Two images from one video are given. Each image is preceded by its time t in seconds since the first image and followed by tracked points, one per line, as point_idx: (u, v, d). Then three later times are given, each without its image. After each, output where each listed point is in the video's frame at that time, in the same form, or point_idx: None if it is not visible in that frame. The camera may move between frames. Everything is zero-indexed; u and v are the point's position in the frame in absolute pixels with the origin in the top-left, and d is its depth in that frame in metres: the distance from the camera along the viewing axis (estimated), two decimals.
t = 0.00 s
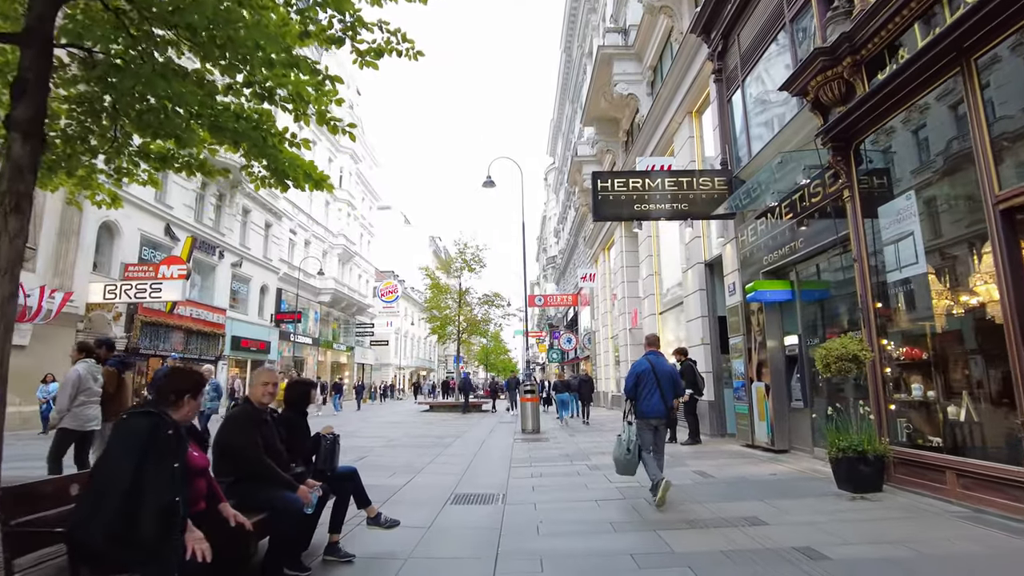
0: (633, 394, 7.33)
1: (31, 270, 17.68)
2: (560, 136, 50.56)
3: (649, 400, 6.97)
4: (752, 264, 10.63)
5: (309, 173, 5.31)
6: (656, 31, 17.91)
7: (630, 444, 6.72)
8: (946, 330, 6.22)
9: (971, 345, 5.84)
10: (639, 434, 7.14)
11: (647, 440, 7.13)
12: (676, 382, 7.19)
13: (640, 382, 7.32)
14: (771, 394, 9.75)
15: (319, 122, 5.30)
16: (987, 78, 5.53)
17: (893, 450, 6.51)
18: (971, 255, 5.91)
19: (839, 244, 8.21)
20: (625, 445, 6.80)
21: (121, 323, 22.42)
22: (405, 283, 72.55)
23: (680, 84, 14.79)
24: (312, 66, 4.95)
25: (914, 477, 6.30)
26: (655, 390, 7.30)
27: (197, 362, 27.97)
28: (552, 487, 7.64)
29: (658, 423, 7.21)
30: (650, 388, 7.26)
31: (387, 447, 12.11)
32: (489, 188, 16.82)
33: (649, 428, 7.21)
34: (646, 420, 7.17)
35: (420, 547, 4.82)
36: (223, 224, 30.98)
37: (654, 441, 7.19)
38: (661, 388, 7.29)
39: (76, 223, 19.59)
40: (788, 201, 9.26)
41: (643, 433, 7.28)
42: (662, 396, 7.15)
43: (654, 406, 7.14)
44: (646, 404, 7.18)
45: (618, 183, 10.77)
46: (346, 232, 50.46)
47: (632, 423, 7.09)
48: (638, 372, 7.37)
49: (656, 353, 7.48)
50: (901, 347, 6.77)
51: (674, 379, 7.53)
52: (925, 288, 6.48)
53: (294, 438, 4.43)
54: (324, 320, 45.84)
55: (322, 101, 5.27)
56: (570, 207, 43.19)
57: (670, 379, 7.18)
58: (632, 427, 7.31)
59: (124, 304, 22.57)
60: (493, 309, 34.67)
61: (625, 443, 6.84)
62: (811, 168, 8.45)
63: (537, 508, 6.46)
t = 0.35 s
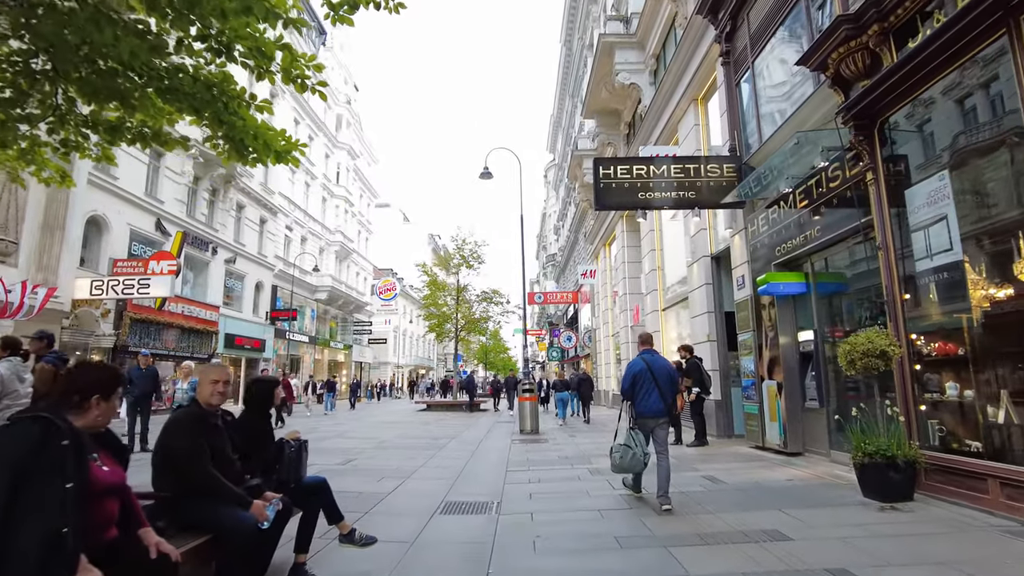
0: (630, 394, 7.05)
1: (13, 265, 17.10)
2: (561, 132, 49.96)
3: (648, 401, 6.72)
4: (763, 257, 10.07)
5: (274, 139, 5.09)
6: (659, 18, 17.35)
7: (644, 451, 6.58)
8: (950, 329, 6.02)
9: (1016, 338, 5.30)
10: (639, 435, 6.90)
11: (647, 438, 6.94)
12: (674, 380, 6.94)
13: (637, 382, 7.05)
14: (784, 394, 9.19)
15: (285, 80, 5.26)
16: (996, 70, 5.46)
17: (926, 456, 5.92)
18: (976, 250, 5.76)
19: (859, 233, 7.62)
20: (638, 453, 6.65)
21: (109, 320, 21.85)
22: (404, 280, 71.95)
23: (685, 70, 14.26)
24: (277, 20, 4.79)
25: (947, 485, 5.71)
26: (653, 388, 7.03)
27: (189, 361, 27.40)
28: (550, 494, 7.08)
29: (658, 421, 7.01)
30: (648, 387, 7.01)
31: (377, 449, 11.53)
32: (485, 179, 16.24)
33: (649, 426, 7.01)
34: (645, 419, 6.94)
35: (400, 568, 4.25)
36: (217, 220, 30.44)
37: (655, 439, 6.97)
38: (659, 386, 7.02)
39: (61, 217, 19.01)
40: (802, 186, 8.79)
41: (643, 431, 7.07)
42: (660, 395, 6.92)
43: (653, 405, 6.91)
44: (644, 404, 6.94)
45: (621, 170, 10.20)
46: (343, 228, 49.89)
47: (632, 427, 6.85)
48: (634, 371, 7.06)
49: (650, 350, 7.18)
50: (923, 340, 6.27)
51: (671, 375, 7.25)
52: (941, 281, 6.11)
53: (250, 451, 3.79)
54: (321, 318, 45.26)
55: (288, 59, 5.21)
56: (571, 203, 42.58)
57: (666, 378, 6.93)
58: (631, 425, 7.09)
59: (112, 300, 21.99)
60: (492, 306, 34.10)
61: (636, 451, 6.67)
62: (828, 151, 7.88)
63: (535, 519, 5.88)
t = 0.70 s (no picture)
0: (624, 389, 7.18)
1: None
2: (561, 128, 49.28)
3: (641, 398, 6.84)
4: (776, 247, 9.50)
5: (231, 99, 4.89)
6: (662, 4, 16.78)
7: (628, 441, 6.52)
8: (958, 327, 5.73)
9: None
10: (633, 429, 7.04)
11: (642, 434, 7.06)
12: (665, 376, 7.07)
13: (630, 377, 7.16)
14: (800, 393, 8.61)
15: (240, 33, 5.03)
16: (1003, 64, 5.39)
17: (969, 461, 5.34)
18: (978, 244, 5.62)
19: (886, 219, 7.06)
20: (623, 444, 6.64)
21: (96, 316, 21.25)
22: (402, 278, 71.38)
23: (690, 56, 13.71)
24: None
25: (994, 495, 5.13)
26: (646, 383, 7.17)
27: (180, 359, 26.79)
28: (550, 502, 6.49)
29: (651, 417, 7.11)
30: (640, 382, 7.14)
31: (368, 450, 10.94)
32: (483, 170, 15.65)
33: (642, 422, 7.09)
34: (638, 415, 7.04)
35: None
36: (209, 215, 29.85)
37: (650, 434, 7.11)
38: (652, 381, 7.16)
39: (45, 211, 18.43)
40: (822, 170, 8.22)
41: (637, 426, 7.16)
42: (652, 390, 7.05)
43: (646, 401, 7.02)
44: (637, 399, 7.05)
45: (625, 155, 9.65)
46: (340, 225, 49.30)
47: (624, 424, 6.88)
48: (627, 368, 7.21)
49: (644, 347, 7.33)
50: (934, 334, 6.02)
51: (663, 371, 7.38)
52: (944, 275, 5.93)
53: (194, 459, 3.19)
54: (317, 316, 44.68)
55: (244, 12, 5.18)
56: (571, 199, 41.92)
57: (658, 373, 7.06)
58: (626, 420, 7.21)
59: (98, 296, 21.37)
60: (490, 303, 33.51)
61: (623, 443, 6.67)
62: (853, 129, 7.27)
63: (533, 531, 5.30)
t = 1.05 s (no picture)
0: (625, 391, 7.01)
1: None
2: (561, 123, 48.63)
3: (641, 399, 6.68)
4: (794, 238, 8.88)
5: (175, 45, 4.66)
6: None
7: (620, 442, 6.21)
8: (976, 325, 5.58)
9: None
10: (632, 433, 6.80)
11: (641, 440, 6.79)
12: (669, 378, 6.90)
13: (632, 379, 7.00)
14: (821, 393, 8.00)
15: None
16: (1014, 56, 5.14)
17: None
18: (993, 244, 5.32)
19: (920, 203, 6.44)
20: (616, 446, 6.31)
21: (83, 313, 20.65)
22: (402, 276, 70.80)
23: (697, 40, 13.09)
24: None
25: None
26: (649, 386, 7.01)
27: (172, 357, 26.18)
28: (553, 512, 5.87)
29: (653, 421, 6.88)
30: (642, 384, 6.97)
31: (359, 453, 10.32)
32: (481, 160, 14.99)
33: (642, 427, 6.86)
34: (638, 418, 6.82)
35: None
36: (202, 210, 29.23)
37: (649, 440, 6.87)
38: (654, 384, 6.99)
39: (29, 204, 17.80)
40: (848, 151, 7.60)
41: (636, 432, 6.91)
42: (654, 392, 6.86)
43: (647, 403, 6.82)
44: (638, 401, 6.88)
45: (632, 138, 9.02)
46: (338, 222, 48.69)
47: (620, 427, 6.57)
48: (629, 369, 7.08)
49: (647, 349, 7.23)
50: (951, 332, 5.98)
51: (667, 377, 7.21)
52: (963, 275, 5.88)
53: (127, 473, 2.64)
54: (314, 314, 44.08)
55: None
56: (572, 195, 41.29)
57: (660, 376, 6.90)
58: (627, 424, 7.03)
59: (86, 292, 20.76)
60: (489, 300, 32.83)
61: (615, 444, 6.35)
62: (886, 104, 6.65)
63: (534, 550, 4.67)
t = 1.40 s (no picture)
0: (628, 383, 7.10)
1: None
2: (561, 115, 47.94)
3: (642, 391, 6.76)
4: (812, 224, 8.27)
5: None
6: None
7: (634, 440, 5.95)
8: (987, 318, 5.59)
9: None
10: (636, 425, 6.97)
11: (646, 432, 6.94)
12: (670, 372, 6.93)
13: (634, 372, 7.07)
14: (845, 391, 7.43)
15: None
16: None
17: None
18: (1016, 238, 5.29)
19: (958, 181, 5.88)
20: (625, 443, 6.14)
21: (70, 307, 20.07)
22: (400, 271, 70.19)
23: (706, 19, 12.46)
24: None
25: None
26: (651, 378, 7.06)
27: (163, 352, 25.63)
28: (556, 523, 5.30)
29: (655, 413, 7.00)
30: (643, 377, 7.03)
31: (348, 454, 9.75)
32: (478, 146, 14.36)
33: (646, 418, 6.98)
34: (640, 411, 6.94)
35: None
36: (195, 203, 28.59)
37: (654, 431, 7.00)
38: (657, 377, 7.02)
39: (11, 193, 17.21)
40: (877, 126, 6.94)
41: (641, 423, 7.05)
42: (655, 386, 6.94)
43: (649, 396, 6.92)
44: (639, 392, 6.98)
45: (639, 115, 8.41)
46: (335, 216, 48.06)
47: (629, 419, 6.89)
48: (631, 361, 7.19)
49: (651, 341, 7.22)
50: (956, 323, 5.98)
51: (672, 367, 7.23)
52: (973, 269, 5.83)
53: (8, 496, 2.01)
54: (311, 309, 43.51)
55: None
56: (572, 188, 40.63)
57: (662, 367, 6.94)
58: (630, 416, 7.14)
59: (72, 285, 20.18)
60: (488, 295, 32.20)
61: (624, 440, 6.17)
62: (924, 71, 6.04)
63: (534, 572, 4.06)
